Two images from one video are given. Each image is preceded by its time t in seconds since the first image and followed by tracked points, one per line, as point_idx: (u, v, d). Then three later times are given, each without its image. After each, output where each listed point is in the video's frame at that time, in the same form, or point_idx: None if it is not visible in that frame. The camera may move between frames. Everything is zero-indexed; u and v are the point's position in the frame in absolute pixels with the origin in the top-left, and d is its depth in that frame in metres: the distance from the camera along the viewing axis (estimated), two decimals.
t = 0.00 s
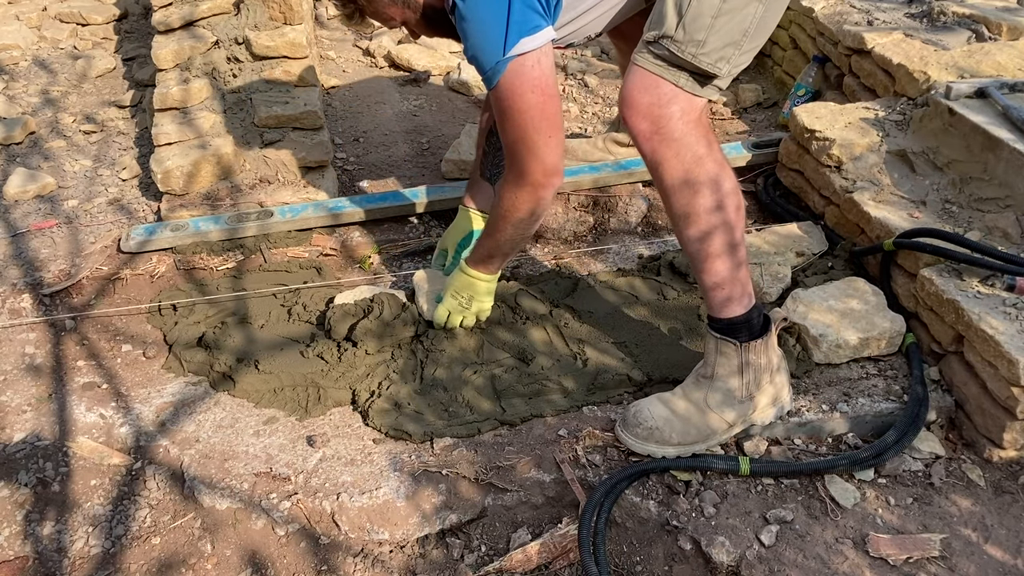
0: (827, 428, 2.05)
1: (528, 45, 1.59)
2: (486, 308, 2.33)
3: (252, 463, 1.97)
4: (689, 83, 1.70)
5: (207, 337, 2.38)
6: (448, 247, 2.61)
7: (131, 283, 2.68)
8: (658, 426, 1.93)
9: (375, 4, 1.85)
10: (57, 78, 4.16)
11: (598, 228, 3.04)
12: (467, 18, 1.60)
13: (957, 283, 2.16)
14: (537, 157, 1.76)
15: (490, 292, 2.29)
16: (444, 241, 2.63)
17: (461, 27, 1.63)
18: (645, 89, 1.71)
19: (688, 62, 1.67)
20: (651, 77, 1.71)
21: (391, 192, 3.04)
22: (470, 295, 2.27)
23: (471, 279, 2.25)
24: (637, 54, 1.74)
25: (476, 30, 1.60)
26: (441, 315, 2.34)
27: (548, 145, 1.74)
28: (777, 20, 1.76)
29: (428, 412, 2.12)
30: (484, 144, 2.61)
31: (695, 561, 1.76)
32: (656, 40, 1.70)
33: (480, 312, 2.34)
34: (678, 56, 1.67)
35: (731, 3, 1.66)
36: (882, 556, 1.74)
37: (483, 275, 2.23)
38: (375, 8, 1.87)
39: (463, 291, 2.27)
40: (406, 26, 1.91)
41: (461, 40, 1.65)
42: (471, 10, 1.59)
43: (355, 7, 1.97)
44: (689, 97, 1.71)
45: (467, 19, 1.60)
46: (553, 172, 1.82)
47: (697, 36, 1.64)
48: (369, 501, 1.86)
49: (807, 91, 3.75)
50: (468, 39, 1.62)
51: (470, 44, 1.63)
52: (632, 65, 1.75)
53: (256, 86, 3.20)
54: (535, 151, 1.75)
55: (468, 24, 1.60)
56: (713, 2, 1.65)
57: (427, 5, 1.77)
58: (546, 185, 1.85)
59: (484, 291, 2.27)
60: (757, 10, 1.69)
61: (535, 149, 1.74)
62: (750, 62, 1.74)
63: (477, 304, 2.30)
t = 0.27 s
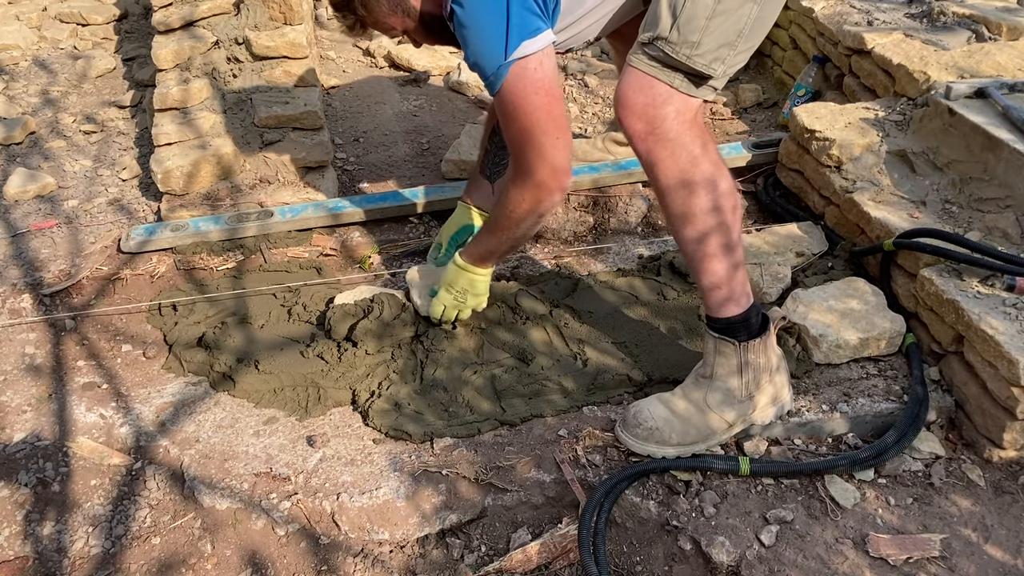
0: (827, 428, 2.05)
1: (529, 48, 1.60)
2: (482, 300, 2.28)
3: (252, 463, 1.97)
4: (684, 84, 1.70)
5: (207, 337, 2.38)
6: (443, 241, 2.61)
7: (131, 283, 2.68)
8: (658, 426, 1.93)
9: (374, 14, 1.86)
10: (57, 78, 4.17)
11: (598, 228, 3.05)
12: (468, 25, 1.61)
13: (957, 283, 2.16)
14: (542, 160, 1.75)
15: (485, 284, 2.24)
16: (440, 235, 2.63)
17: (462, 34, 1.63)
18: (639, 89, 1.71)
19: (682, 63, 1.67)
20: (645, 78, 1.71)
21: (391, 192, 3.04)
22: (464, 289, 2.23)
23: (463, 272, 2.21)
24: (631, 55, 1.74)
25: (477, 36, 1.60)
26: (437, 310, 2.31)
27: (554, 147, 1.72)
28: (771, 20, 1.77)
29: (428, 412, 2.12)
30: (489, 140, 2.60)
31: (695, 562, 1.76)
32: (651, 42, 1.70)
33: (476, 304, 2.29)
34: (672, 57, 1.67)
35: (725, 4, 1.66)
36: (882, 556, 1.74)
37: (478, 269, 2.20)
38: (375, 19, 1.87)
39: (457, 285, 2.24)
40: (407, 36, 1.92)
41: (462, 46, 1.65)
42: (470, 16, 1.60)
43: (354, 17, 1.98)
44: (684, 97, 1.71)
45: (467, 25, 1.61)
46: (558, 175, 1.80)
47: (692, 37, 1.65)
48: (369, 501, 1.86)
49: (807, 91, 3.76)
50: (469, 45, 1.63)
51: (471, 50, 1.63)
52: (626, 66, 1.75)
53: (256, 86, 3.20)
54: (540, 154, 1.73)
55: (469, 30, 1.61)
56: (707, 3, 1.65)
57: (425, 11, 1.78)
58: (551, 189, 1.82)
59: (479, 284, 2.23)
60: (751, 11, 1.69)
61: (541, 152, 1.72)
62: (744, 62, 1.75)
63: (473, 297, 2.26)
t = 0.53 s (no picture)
0: (827, 428, 2.05)
1: (527, 49, 1.60)
2: (481, 310, 2.31)
3: (252, 463, 1.97)
4: (680, 83, 1.70)
5: (207, 337, 2.38)
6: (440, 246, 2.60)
7: (131, 283, 2.68)
8: (658, 426, 1.93)
9: (373, 14, 1.86)
10: (57, 78, 4.17)
11: (598, 228, 3.05)
12: (465, 26, 1.60)
13: (957, 283, 2.16)
14: (536, 160, 1.75)
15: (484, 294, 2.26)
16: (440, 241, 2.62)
17: (459, 36, 1.63)
18: (636, 88, 1.71)
19: (679, 62, 1.67)
20: (642, 76, 1.71)
21: (391, 192, 3.04)
22: (463, 299, 2.25)
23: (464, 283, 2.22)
24: (628, 54, 1.74)
25: (474, 37, 1.60)
26: (435, 316, 2.32)
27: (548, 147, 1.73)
28: (769, 17, 1.76)
29: (428, 412, 2.12)
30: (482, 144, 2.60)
31: (695, 562, 1.76)
32: (648, 40, 1.69)
33: (475, 313, 2.32)
34: (669, 56, 1.67)
35: (721, 2, 1.65)
36: (882, 556, 1.74)
37: (478, 279, 2.22)
38: (373, 19, 1.87)
39: (456, 294, 2.25)
40: (405, 36, 1.91)
41: (459, 46, 1.65)
42: (468, 16, 1.59)
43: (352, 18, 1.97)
44: (681, 96, 1.72)
45: (464, 25, 1.60)
46: (552, 175, 1.81)
47: (688, 36, 1.64)
48: (369, 501, 1.86)
49: (807, 91, 3.76)
50: (466, 46, 1.62)
51: (468, 51, 1.63)
52: (623, 65, 1.75)
53: (256, 86, 3.20)
54: (535, 154, 1.74)
55: (467, 32, 1.60)
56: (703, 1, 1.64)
57: (423, 11, 1.78)
58: (545, 188, 1.84)
59: (479, 295, 2.25)
60: (748, 9, 1.68)
61: (536, 152, 1.74)
62: (741, 60, 1.74)
63: (471, 306, 2.28)
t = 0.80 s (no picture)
0: (827, 428, 2.05)
1: (523, 45, 1.60)
2: (479, 309, 2.31)
3: (252, 463, 1.97)
4: (684, 83, 1.70)
5: (206, 337, 2.38)
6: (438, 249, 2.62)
7: (131, 283, 2.68)
8: (658, 426, 1.93)
9: (371, 9, 1.86)
10: (57, 78, 4.17)
11: (598, 228, 3.05)
12: (462, 19, 1.60)
13: (957, 283, 2.16)
14: (531, 157, 1.76)
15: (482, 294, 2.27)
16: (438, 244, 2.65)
17: (456, 28, 1.63)
18: (640, 89, 1.71)
19: (682, 63, 1.67)
20: (646, 77, 1.71)
21: (391, 192, 3.04)
22: (461, 300, 2.25)
23: (460, 283, 2.23)
24: (632, 55, 1.74)
25: (471, 30, 1.60)
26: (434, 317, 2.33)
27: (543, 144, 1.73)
28: (771, 17, 1.76)
29: (428, 412, 2.12)
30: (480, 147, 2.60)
31: (695, 561, 1.76)
32: (651, 41, 1.70)
33: (474, 314, 2.31)
34: (672, 57, 1.67)
35: (724, 3, 1.66)
36: (882, 556, 1.74)
37: (476, 280, 2.22)
38: (371, 14, 1.88)
39: (454, 294, 2.26)
40: (404, 31, 1.91)
41: (456, 39, 1.65)
42: (465, 10, 1.59)
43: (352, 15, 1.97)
44: (685, 96, 1.72)
45: (461, 19, 1.60)
46: (546, 172, 1.81)
47: (692, 36, 1.65)
48: (369, 501, 1.86)
49: (807, 91, 3.76)
50: (463, 39, 1.62)
51: (465, 44, 1.63)
52: (627, 65, 1.76)
53: (256, 86, 3.20)
54: (530, 151, 1.74)
55: (463, 25, 1.60)
56: (706, 2, 1.65)
57: (422, 7, 1.78)
58: (540, 185, 1.84)
59: (476, 295, 2.25)
60: (750, 9, 1.69)
61: (530, 150, 1.74)
62: (744, 60, 1.75)
63: (470, 306, 2.27)
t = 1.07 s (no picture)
0: (827, 428, 2.05)
1: (516, 43, 1.59)
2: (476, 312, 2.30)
3: (252, 463, 1.97)
4: (686, 89, 1.70)
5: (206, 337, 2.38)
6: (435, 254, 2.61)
7: (131, 283, 2.68)
8: (658, 426, 1.93)
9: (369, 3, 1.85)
10: (57, 78, 4.17)
11: (599, 228, 3.05)
12: (456, 12, 1.59)
13: (958, 283, 2.16)
14: (518, 154, 1.77)
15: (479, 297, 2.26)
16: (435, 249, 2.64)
17: (450, 19, 1.61)
18: (641, 95, 1.71)
19: (684, 69, 1.67)
20: (648, 83, 1.71)
21: (391, 192, 3.04)
22: (458, 303, 2.25)
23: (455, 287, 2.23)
24: (633, 61, 1.74)
25: (464, 23, 1.58)
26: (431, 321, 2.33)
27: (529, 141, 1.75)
28: (774, 21, 1.75)
29: (428, 412, 2.12)
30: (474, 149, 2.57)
31: (695, 562, 1.76)
32: (652, 47, 1.69)
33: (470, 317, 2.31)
34: (674, 63, 1.67)
35: (726, 8, 1.65)
36: (882, 556, 1.74)
37: (471, 283, 2.21)
38: (369, 8, 1.87)
39: (449, 298, 2.25)
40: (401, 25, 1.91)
41: (449, 31, 1.63)
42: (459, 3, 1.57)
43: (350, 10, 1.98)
44: (687, 102, 1.71)
45: (455, 11, 1.58)
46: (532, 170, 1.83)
47: (693, 42, 1.64)
48: (369, 501, 1.86)
49: (807, 91, 3.76)
50: (456, 32, 1.61)
51: (457, 37, 1.61)
52: (629, 71, 1.75)
53: (256, 86, 3.20)
54: (516, 147, 1.75)
55: (458, 18, 1.59)
56: (708, 7, 1.63)
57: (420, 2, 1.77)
58: (526, 181, 1.86)
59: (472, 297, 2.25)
60: (752, 15, 1.68)
61: (516, 146, 1.75)
62: (746, 65, 1.74)
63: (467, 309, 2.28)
